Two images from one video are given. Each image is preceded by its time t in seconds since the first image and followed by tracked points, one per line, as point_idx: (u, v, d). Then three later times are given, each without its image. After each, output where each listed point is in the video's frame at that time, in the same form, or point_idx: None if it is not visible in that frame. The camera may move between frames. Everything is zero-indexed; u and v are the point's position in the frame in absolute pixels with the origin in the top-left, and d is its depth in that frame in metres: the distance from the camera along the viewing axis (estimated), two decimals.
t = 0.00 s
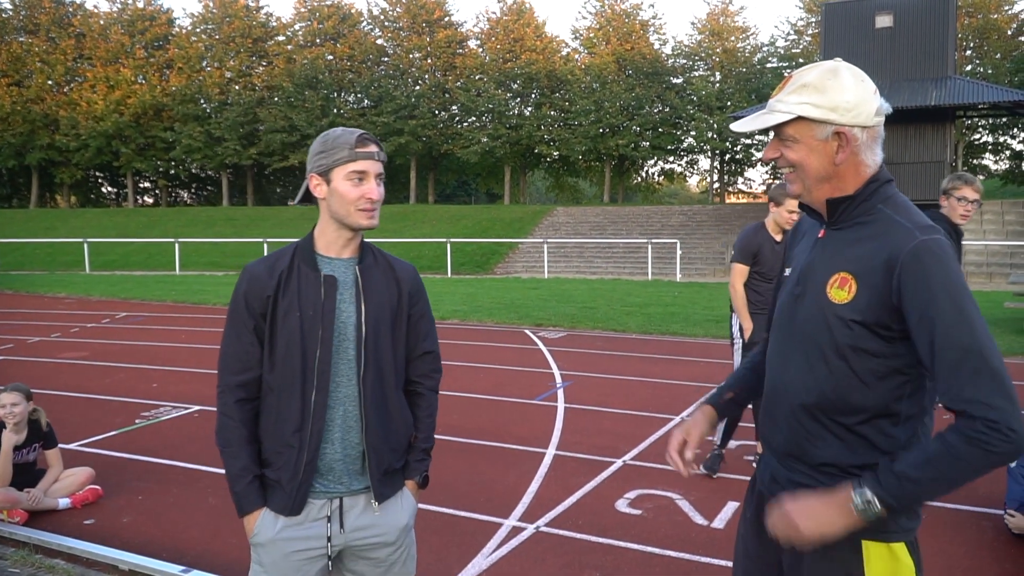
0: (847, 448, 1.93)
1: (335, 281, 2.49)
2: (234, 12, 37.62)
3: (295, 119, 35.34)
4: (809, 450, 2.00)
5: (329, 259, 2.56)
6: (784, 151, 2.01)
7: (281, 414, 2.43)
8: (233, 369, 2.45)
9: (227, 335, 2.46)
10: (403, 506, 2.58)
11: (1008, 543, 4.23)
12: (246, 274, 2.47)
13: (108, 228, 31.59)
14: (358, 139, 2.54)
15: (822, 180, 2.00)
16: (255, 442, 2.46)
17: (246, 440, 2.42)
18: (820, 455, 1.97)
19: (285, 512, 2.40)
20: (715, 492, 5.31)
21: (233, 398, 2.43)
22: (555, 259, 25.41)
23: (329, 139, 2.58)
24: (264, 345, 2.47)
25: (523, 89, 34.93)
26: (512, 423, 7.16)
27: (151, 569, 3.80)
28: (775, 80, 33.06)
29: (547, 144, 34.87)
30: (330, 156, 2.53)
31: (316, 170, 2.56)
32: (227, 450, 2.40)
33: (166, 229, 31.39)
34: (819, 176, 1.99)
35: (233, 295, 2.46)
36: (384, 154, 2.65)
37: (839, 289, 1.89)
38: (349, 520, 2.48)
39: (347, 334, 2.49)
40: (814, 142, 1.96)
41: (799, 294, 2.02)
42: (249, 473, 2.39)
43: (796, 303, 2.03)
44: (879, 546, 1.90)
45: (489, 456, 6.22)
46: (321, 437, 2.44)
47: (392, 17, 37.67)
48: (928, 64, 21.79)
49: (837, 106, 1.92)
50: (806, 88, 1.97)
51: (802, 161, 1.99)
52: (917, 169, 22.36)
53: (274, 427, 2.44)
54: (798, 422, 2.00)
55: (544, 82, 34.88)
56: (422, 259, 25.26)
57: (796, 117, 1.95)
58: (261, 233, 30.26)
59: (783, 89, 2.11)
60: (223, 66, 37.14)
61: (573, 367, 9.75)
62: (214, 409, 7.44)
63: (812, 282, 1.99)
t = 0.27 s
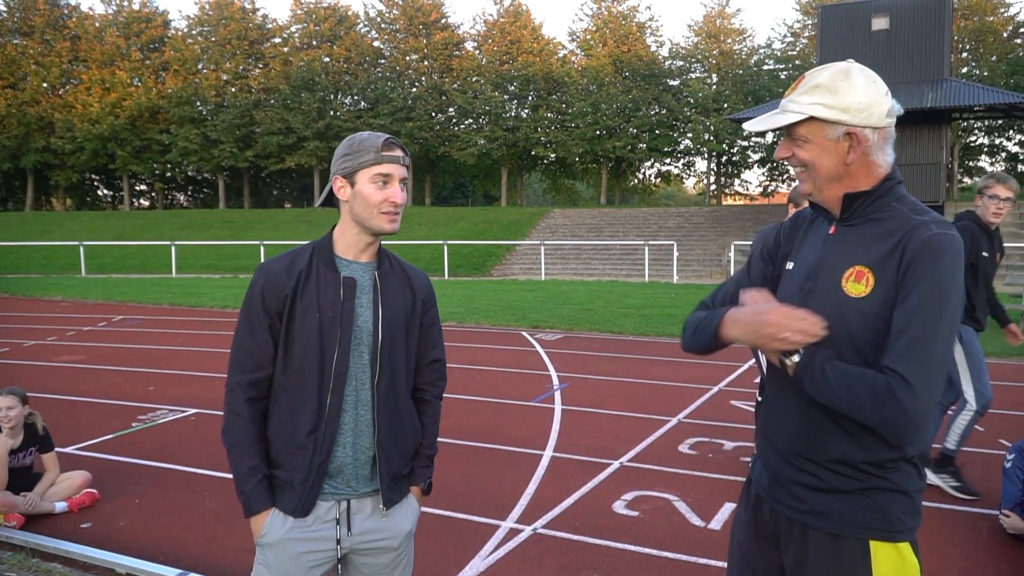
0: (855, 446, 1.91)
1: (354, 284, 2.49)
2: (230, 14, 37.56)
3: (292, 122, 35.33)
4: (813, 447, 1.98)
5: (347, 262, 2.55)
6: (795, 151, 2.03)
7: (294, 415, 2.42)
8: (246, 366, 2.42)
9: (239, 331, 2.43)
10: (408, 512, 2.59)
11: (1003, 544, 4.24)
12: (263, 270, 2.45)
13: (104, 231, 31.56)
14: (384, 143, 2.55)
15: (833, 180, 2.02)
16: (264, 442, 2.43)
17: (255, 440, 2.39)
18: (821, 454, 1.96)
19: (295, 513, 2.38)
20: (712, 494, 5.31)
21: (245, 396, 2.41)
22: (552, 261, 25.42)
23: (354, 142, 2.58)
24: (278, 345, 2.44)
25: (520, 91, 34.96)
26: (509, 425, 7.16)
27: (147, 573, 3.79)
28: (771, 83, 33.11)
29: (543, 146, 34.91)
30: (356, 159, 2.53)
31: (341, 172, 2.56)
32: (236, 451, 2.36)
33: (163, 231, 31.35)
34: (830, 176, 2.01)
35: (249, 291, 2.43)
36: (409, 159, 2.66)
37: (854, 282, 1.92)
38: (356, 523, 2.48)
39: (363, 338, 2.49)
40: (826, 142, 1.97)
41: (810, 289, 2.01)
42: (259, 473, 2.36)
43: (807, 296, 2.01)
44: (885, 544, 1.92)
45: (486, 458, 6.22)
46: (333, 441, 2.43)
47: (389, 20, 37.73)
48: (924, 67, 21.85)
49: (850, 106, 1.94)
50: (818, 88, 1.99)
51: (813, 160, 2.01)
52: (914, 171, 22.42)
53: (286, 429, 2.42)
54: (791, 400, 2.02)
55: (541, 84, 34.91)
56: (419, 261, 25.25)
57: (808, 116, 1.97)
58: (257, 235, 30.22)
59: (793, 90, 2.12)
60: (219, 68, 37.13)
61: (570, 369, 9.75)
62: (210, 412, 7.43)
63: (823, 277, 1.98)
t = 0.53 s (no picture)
0: (861, 443, 1.93)
1: (351, 288, 2.48)
2: (226, 15, 37.51)
3: (288, 122, 35.30)
4: (817, 443, 1.99)
5: (342, 265, 2.54)
6: (808, 150, 2.06)
7: (290, 418, 2.40)
8: (238, 371, 2.39)
9: (229, 335, 2.40)
10: (402, 514, 2.61)
11: (999, 544, 4.26)
12: (255, 272, 2.42)
13: (100, 232, 31.53)
14: (385, 144, 2.53)
15: (845, 181, 2.05)
16: (257, 448, 2.41)
17: (247, 445, 2.37)
18: (825, 452, 1.97)
19: (292, 517, 2.37)
20: (708, 494, 5.33)
21: (235, 400, 2.37)
22: (548, 262, 25.44)
23: (355, 141, 2.57)
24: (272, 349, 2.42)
25: (516, 92, 34.98)
26: (505, 426, 7.17)
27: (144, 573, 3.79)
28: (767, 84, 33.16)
29: (540, 147, 34.95)
30: (356, 158, 2.52)
31: (339, 172, 2.55)
32: (228, 455, 2.34)
33: (159, 232, 31.30)
34: (843, 176, 2.05)
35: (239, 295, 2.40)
36: (408, 160, 2.64)
37: (859, 275, 2.00)
38: (352, 526, 2.49)
39: (359, 343, 2.49)
40: (839, 143, 2.02)
41: (815, 287, 2.08)
42: (252, 478, 2.34)
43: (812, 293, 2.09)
44: (889, 545, 1.93)
45: (483, 459, 6.23)
46: (330, 446, 2.43)
47: (386, 21, 37.70)
48: (919, 68, 21.91)
49: (866, 108, 1.98)
50: (834, 89, 2.03)
51: (826, 161, 2.04)
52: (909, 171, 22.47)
53: (281, 434, 2.41)
54: (789, 387, 2.06)
55: (537, 85, 34.92)
56: (415, 262, 25.24)
57: (823, 118, 2.00)
58: (253, 237, 30.19)
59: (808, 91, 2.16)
60: (215, 69, 37.10)
61: (566, 369, 9.76)
62: (207, 413, 7.43)
63: (830, 274, 2.05)
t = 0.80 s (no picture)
0: (862, 449, 1.93)
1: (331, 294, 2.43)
2: (223, 14, 37.45)
3: (285, 122, 35.30)
4: (820, 446, 1.99)
5: (317, 271, 2.49)
6: (818, 151, 2.05)
7: (278, 436, 2.32)
8: (219, 390, 2.25)
9: (206, 351, 2.24)
10: (390, 517, 2.62)
11: (995, 545, 4.26)
12: (230, 283, 2.29)
13: (96, 232, 31.48)
14: (357, 147, 2.44)
15: (854, 181, 2.04)
16: (244, 470, 2.30)
17: (235, 469, 2.24)
18: (827, 456, 1.97)
19: (289, 539, 2.30)
20: (704, 495, 5.34)
21: (222, 421, 2.24)
22: (545, 262, 25.46)
23: (325, 142, 2.48)
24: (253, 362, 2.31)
25: (513, 92, 35.00)
26: (502, 426, 7.18)
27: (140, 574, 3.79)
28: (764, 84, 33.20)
29: (537, 147, 35.00)
30: (327, 162, 2.42)
31: (308, 175, 2.45)
32: (214, 484, 2.20)
33: (155, 233, 31.24)
34: (852, 178, 2.04)
35: (213, 309, 2.25)
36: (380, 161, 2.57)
37: (867, 278, 1.97)
38: (346, 539, 2.47)
39: (342, 351, 2.46)
40: (850, 144, 2.01)
41: (821, 289, 2.05)
42: (245, 503, 2.23)
43: (818, 296, 2.06)
44: (891, 549, 1.92)
45: (479, 459, 6.23)
46: (320, 459, 2.38)
47: (383, 21, 37.68)
48: (916, 69, 21.94)
49: (878, 107, 1.97)
50: (846, 89, 2.01)
51: (838, 161, 2.03)
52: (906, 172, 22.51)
53: (269, 454, 2.32)
54: (788, 394, 2.07)
55: (534, 86, 34.94)
56: (412, 263, 25.23)
57: (835, 117, 1.99)
58: (249, 237, 30.16)
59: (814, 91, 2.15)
60: (212, 69, 37.05)
61: (563, 370, 9.77)
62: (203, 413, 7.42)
63: (836, 276, 2.02)
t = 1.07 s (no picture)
0: (865, 455, 1.87)
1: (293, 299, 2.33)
2: (219, 13, 37.35)
3: (282, 121, 35.29)
4: (824, 446, 1.93)
5: (275, 276, 2.39)
6: (838, 148, 1.97)
7: (250, 454, 2.20)
8: (185, 412, 2.10)
9: (167, 371, 2.08)
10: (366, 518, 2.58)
11: (992, 543, 4.27)
12: (187, 295, 2.13)
13: (92, 230, 31.44)
14: (312, 140, 2.35)
15: (874, 178, 1.97)
16: (216, 494, 2.18)
17: (208, 494, 2.10)
18: (827, 455, 1.92)
19: (270, 561, 2.20)
20: (701, 493, 5.35)
21: (192, 445, 2.09)
22: (542, 261, 25.48)
23: (276, 135, 2.36)
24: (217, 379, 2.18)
25: (510, 91, 34.99)
26: (499, 425, 7.18)
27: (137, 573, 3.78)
28: (761, 83, 33.23)
29: (534, 146, 35.03)
30: (281, 157, 2.31)
31: (258, 173, 2.33)
32: (185, 515, 2.06)
33: (152, 231, 31.22)
34: (872, 175, 1.97)
35: (171, 326, 2.09)
36: (334, 153, 2.47)
37: (876, 277, 1.91)
38: (325, 549, 2.41)
39: (308, 356, 2.38)
40: (872, 139, 1.94)
41: (829, 287, 1.98)
42: (223, 530, 2.12)
43: (826, 295, 1.98)
44: (896, 551, 1.85)
45: (476, 458, 6.23)
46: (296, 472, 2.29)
47: (379, 19, 37.62)
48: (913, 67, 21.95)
49: (900, 103, 1.92)
50: (867, 84, 1.94)
51: (859, 158, 1.96)
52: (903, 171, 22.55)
53: (242, 473, 2.20)
54: (794, 396, 2.01)
55: (531, 84, 34.94)
56: (409, 261, 25.21)
57: (862, 111, 1.91)
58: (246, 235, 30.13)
59: (828, 85, 2.08)
60: (208, 67, 36.98)
61: (560, 368, 9.77)
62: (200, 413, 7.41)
63: (845, 274, 1.95)
